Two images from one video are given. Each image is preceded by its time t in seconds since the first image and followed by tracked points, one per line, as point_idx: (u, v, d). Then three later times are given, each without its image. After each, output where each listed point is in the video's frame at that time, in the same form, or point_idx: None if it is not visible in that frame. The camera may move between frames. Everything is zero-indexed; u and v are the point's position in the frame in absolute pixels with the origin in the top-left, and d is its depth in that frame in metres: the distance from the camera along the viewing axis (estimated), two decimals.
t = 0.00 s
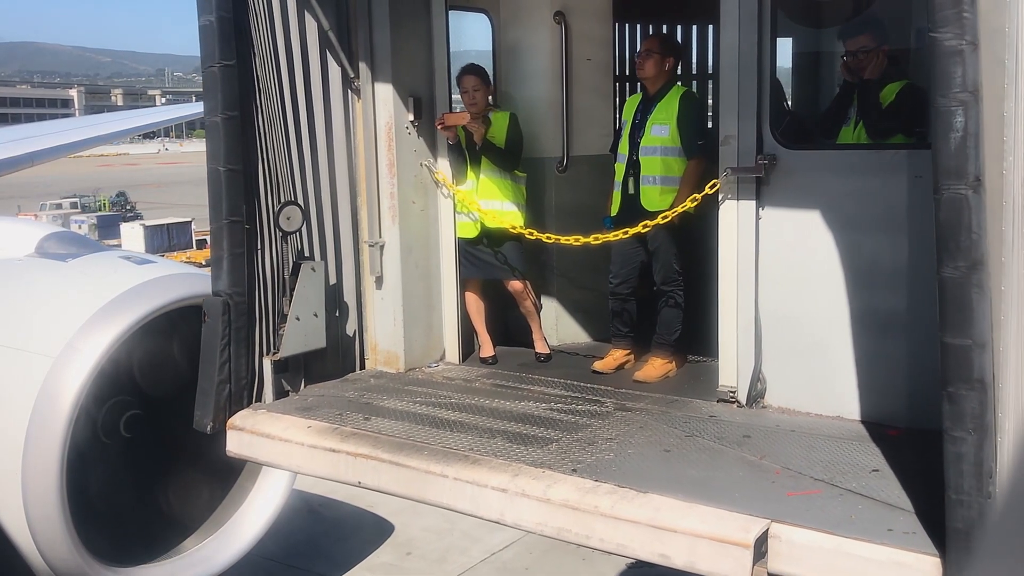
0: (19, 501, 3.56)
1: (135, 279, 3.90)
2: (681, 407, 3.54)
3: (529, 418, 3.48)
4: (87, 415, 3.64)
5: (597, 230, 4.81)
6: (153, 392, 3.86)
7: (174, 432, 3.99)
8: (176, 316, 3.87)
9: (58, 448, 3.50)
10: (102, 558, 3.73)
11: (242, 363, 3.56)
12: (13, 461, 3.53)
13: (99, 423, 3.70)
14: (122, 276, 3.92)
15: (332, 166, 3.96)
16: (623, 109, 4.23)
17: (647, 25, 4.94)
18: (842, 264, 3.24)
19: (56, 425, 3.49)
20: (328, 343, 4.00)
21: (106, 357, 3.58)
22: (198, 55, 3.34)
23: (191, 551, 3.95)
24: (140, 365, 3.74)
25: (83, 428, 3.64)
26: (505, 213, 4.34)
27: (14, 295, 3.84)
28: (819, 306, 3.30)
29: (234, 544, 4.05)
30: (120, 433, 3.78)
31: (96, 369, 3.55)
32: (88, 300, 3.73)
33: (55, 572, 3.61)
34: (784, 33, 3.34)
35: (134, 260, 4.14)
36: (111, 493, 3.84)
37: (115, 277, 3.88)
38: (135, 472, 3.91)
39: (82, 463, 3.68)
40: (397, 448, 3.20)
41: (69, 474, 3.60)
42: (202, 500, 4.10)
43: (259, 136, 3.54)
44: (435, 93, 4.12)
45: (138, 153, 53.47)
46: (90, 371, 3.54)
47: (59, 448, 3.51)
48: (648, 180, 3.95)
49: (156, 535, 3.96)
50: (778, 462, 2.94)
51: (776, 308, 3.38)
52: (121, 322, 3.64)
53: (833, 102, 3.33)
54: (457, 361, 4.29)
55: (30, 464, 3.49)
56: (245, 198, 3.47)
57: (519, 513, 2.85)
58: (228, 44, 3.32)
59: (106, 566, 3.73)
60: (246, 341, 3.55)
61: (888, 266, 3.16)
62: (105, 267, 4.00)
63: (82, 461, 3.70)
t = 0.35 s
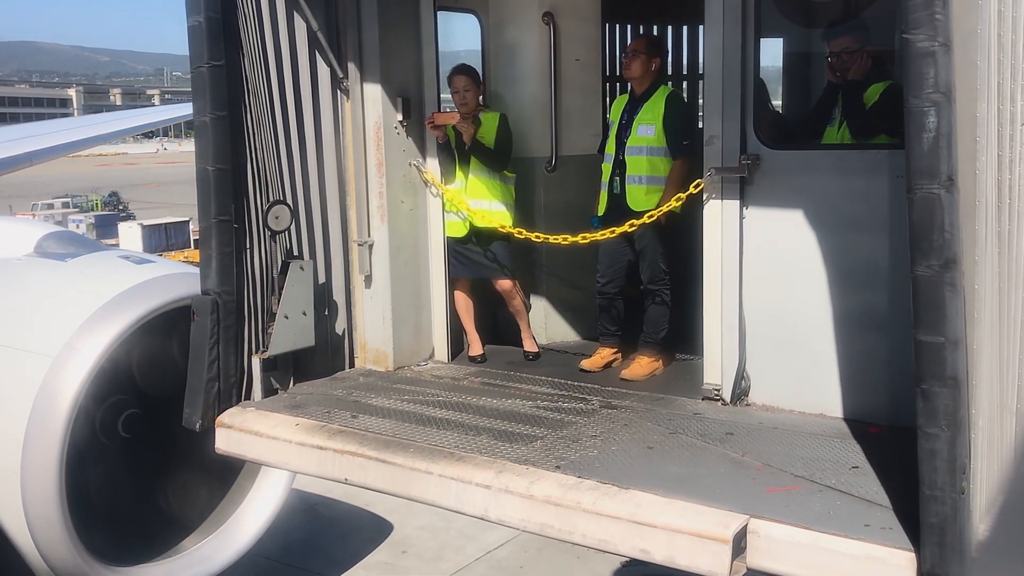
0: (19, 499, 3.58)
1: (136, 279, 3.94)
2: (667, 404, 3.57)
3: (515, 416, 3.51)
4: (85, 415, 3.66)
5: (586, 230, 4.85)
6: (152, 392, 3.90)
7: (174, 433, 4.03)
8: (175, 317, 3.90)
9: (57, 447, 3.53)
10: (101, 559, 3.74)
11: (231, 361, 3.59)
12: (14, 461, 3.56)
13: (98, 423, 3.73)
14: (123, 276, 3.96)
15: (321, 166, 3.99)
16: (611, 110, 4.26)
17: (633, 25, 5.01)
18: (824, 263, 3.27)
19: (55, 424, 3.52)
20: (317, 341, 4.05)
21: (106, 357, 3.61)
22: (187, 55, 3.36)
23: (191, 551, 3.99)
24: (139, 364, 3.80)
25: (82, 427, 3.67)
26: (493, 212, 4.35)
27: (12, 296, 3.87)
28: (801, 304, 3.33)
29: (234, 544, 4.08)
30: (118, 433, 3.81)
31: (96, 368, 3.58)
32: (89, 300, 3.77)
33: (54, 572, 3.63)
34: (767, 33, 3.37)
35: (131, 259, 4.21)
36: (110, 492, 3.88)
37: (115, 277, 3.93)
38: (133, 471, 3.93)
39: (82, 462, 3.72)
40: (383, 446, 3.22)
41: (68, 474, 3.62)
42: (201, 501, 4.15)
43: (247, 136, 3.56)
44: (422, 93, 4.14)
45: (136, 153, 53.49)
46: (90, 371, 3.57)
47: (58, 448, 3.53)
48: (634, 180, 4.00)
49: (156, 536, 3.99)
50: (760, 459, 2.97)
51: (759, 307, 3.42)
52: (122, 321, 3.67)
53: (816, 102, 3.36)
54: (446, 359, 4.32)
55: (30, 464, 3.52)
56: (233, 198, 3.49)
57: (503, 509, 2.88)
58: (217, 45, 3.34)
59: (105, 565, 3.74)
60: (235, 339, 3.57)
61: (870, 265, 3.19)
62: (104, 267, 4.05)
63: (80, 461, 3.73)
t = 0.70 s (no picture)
0: (16, 499, 3.61)
1: (135, 280, 3.98)
2: (652, 403, 3.60)
3: (502, 414, 3.54)
4: (83, 414, 3.70)
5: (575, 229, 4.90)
6: (149, 391, 3.95)
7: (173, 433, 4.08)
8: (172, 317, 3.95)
9: (56, 448, 3.55)
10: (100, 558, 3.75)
11: (221, 360, 3.61)
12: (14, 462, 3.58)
13: (96, 422, 3.76)
14: (123, 277, 4.01)
15: (311, 166, 4.02)
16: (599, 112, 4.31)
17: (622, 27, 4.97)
18: (807, 263, 3.30)
19: (55, 423, 3.54)
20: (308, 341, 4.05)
21: (105, 357, 3.64)
22: (176, 55, 3.38)
23: (190, 552, 3.99)
24: (136, 364, 3.84)
25: (82, 428, 3.70)
26: (482, 213, 4.40)
27: (12, 296, 3.90)
28: (785, 304, 3.36)
29: (234, 544, 4.08)
30: (116, 432, 3.85)
31: (95, 369, 3.61)
32: (89, 300, 3.81)
33: (54, 572, 3.64)
34: (751, 34, 3.41)
35: (131, 259, 4.26)
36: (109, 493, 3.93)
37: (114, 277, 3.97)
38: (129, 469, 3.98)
39: (80, 462, 3.77)
40: (370, 444, 3.25)
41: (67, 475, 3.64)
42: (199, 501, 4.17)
43: (237, 136, 3.58)
44: (412, 94, 4.17)
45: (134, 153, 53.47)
46: (89, 371, 3.59)
47: (58, 449, 3.55)
48: (621, 179, 4.05)
49: (156, 536, 4.03)
50: (742, 457, 3.00)
51: (744, 307, 3.45)
52: (122, 321, 3.71)
53: (799, 103, 3.38)
54: (436, 358, 4.36)
55: (29, 464, 3.54)
56: (222, 198, 3.51)
57: (487, 506, 2.90)
58: (206, 46, 3.37)
59: (103, 566, 3.73)
60: (224, 338, 3.60)
61: (853, 265, 3.21)
62: (103, 267, 4.10)
63: (78, 458, 3.77)
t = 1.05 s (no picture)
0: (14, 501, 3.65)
1: (135, 282, 4.02)
2: (638, 403, 3.64)
3: (489, 414, 3.57)
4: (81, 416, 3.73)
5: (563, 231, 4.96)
6: (146, 391, 3.97)
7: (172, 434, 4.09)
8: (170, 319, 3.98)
9: (57, 449, 3.57)
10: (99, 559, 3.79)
11: (211, 360, 3.64)
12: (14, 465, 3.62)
13: (93, 424, 3.80)
14: (122, 279, 4.05)
15: (301, 169, 4.05)
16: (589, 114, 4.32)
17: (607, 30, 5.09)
18: (791, 264, 3.33)
19: (55, 424, 3.57)
20: (297, 343, 4.09)
21: (106, 358, 3.68)
22: (165, 59, 3.42)
23: (188, 554, 4.05)
24: (134, 365, 3.87)
25: (80, 429, 3.73)
26: (471, 215, 4.46)
27: (10, 298, 3.94)
28: (769, 305, 3.39)
29: (233, 547, 4.15)
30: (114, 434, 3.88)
31: (95, 370, 3.64)
32: (89, 302, 3.85)
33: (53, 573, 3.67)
34: (736, 37, 3.42)
35: (131, 261, 4.32)
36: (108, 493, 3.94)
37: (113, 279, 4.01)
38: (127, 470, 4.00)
39: (80, 462, 3.79)
40: (357, 444, 3.27)
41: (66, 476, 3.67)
42: (197, 503, 4.22)
43: (227, 139, 3.61)
44: (402, 98, 4.22)
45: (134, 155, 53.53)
46: (89, 371, 3.63)
47: (58, 449, 3.58)
48: (610, 182, 4.07)
49: (155, 536, 4.07)
50: (725, 456, 3.03)
51: (730, 309, 3.48)
52: (122, 323, 3.75)
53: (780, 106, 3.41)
54: (425, 359, 4.40)
55: (29, 466, 3.57)
56: (212, 200, 3.54)
57: (472, 505, 2.93)
58: (196, 50, 3.39)
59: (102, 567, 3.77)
60: (215, 338, 3.62)
61: (836, 266, 3.24)
62: (102, 268, 4.15)
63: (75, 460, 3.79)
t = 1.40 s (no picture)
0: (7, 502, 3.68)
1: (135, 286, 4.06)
2: (624, 404, 3.68)
3: (476, 415, 3.60)
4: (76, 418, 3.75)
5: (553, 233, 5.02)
6: (144, 395, 4.01)
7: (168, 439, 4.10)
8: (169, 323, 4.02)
9: (55, 456, 3.58)
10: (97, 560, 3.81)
11: (200, 362, 3.66)
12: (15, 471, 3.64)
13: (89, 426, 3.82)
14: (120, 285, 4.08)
15: (291, 172, 4.07)
16: (577, 117, 4.35)
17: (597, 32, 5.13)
18: (775, 266, 3.36)
19: (54, 431, 3.58)
20: (287, 345, 4.14)
21: (104, 363, 3.70)
22: (155, 63, 3.44)
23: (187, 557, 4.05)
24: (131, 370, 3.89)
25: (78, 433, 3.73)
26: (460, 217, 4.53)
27: (6, 301, 3.98)
28: (754, 307, 3.42)
29: (231, 551, 4.16)
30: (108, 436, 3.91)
31: (93, 375, 3.66)
32: (89, 305, 3.89)
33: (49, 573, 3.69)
34: (718, 41, 3.45)
35: (130, 264, 4.38)
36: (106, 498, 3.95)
37: (111, 283, 4.04)
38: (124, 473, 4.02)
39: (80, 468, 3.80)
40: (344, 445, 3.30)
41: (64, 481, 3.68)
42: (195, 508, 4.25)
43: (217, 142, 3.63)
44: (391, 102, 4.26)
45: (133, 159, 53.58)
46: (87, 376, 3.65)
47: (56, 456, 3.59)
48: (597, 184, 4.11)
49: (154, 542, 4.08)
50: (707, 456, 3.06)
51: (715, 310, 3.51)
52: (121, 328, 3.77)
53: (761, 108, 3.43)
54: (415, 361, 4.45)
55: (27, 473, 3.58)
56: (202, 203, 3.56)
57: (457, 505, 2.96)
58: (185, 54, 3.42)
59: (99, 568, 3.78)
60: (204, 340, 3.65)
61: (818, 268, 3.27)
62: (98, 271, 4.20)
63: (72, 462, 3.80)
